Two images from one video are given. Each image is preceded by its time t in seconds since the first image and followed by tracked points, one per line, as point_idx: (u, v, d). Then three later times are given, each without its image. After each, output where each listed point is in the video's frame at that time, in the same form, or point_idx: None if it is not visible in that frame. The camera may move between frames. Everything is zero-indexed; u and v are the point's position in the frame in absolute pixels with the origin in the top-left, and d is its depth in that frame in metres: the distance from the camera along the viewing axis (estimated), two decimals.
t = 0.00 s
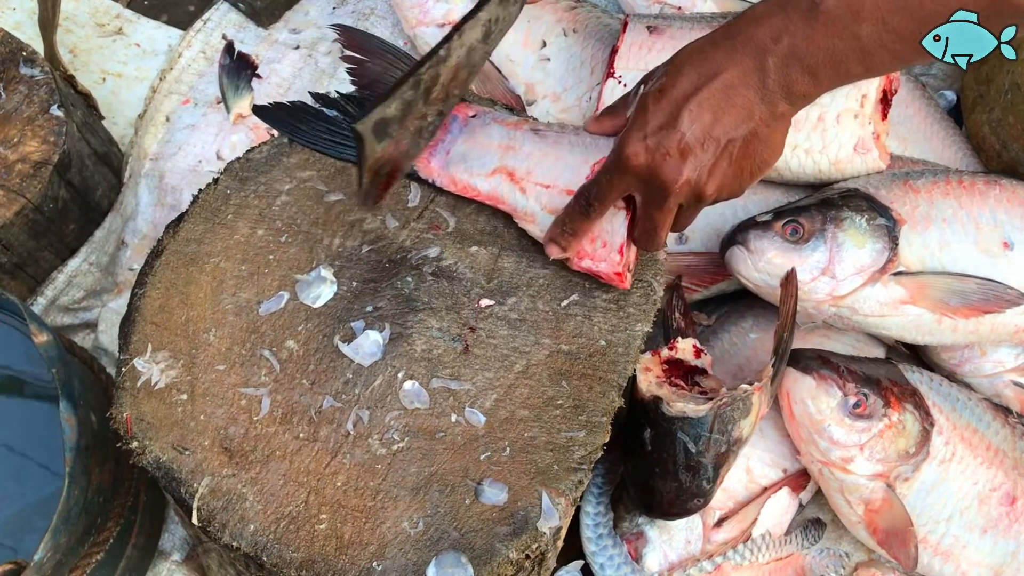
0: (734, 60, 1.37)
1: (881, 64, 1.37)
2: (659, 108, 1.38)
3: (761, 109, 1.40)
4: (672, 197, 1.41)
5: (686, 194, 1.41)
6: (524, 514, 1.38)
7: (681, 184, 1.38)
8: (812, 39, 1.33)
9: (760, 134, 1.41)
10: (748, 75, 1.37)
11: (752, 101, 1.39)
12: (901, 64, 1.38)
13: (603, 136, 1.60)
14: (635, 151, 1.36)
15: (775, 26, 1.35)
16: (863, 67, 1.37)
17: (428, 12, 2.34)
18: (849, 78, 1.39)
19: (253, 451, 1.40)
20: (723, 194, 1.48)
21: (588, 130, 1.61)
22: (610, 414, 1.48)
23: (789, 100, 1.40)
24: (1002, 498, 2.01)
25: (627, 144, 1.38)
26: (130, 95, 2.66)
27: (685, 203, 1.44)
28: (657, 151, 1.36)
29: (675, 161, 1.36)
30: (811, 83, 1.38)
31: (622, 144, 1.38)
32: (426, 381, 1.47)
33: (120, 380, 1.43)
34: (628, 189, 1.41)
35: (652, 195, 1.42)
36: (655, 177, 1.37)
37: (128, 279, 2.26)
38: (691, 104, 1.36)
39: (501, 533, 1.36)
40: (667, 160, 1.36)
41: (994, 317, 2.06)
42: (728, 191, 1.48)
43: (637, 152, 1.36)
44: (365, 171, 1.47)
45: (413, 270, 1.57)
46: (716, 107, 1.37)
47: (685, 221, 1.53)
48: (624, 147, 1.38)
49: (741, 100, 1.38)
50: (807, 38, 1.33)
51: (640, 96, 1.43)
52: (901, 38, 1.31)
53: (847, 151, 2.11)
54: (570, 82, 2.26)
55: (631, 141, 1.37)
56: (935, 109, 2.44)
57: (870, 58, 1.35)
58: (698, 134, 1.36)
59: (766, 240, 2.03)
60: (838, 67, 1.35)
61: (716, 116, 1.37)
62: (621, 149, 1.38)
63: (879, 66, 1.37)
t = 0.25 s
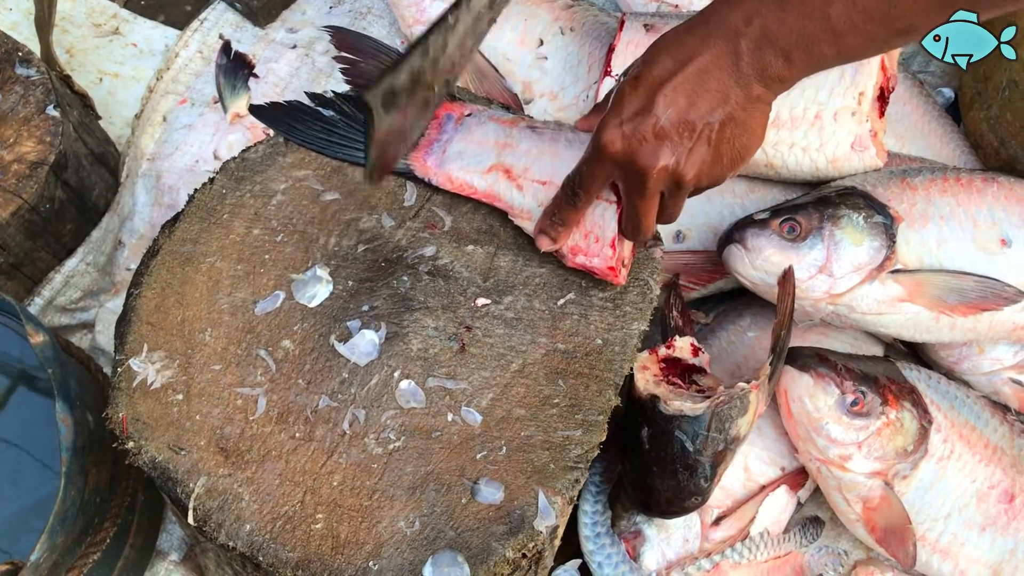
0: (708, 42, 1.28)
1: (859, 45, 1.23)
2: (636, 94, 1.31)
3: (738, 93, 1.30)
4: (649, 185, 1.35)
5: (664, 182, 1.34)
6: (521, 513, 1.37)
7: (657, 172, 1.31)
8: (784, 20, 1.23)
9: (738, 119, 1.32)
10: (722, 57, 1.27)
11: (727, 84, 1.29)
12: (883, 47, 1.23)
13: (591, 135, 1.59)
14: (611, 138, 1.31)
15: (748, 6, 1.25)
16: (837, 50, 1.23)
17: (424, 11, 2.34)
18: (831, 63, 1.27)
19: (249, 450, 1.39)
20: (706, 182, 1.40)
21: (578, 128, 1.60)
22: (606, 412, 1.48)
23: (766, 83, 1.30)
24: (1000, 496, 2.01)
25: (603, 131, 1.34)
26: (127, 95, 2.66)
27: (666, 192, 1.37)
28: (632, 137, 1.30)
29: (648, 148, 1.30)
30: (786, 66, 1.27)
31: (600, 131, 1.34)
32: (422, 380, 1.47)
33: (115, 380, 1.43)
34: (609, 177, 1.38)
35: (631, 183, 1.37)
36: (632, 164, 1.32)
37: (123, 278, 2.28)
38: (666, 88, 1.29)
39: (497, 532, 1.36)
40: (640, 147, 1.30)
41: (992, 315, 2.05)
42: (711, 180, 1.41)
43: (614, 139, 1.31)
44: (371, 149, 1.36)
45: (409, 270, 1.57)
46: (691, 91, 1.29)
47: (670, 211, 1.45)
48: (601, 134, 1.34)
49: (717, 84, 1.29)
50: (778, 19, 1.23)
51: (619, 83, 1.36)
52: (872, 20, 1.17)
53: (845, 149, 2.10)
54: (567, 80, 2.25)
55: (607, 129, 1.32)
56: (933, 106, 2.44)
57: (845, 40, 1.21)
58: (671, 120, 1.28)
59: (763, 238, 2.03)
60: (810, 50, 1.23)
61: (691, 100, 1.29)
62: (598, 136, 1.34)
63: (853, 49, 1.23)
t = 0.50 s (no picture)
0: (706, 36, 1.26)
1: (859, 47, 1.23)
2: (633, 86, 1.29)
3: (735, 87, 1.28)
4: (643, 179, 1.34)
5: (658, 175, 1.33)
6: (517, 512, 1.37)
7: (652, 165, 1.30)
8: (781, 16, 1.21)
9: (734, 114, 1.30)
10: (719, 52, 1.25)
11: (724, 78, 1.27)
12: (880, 47, 1.23)
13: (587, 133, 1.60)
14: (607, 131, 1.31)
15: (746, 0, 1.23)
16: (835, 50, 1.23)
17: (422, 10, 2.34)
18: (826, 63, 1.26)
19: (246, 450, 1.40)
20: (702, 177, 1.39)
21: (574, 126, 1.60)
22: (603, 411, 1.48)
23: (763, 79, 1.28)
24: (998, 493, 2.01)
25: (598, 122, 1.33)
26: (124, 95, 2.66)
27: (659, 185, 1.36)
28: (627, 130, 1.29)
29: (643, 140, 1.29)
30: (782, 62, 1.25)
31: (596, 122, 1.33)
32: (419, 379, 1.48)
33: (112, 380, 1.43)
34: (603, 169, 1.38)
35: (625, 176, 1.36)
36: (627, 156, 1.31)
37: (121, 279, 2.29)
38: (662, 81, 1.27)
39: (494, 531, 1.36)
40: (634, 140, 1.29)
41: (989, 312, 2.06)
42: (707, 176, 1.39)
43: (610, 131, 1.31)
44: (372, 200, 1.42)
45: (406, 269, 1.57)
46: (688, 84, 1.27)
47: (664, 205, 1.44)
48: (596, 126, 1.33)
49: (713, 79, 1.26)
50: (776, 15, 1.21)
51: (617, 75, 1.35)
52: (869, 18, 1.17)
53: (842, 147, 2.11)
54: (565, 79, 2.24)
55: (603, 121, 1.31)
56: (931, 104, 2.43)
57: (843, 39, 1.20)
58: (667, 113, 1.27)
59: (760, 236, 2.03)
60: (806, 47, 1.22)
61: (687, 94, 1.27)
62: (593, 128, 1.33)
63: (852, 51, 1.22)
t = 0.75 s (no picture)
0: (712, 33, 1.27)
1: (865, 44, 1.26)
2: (638, 82, 1.30)
3: (740, 85, 1.30)
4: (647, 174, 1.34)
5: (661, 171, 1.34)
6: (514, 511, 1.37)
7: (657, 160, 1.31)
8: (785, 14, 1.24)
9: (739, 111, 1.32)
10: (724, 49, 1.27)
11: (729, 75, 1.28)
12: (882, 44, 1.25)
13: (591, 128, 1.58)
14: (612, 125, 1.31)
15: None
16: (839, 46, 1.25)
17: (419, 10, 2.32)
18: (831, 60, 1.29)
19: (243, 450, 1.40)
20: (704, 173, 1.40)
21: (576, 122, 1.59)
22: (599, 410, 1.48)
23: (768, 77, 1.30)
24: (995, 490, 2.01)
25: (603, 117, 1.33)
26: (122, 95, 2.66)
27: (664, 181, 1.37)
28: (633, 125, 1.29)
29: (647, 136, 1.29)
30: (786, 60, 1.27)
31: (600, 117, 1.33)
32: (416, 378, 1.48)
33: (109, 380, 1.43)
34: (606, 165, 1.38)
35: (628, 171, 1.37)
36: (632, 151, 1.31)
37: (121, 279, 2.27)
38: (668, 77, 1.28)
39: (491, 530, 1.35)
40: (640, 135, 1.29)
41: (987, 310, 2.06)
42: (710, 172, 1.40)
43: (614, 126, 1.30)
44: (365, 222, 1.44)
45: (402, 268, 1.57)
46: (693, 80, 1.28)
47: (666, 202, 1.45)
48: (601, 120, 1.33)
49: (718, 76, 1.28)
50: (780, 14, 1.24)
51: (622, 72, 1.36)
52: (872, 15, 1.20)
53: (839, 145, 2.11)
54: (562, 78, 2.25)
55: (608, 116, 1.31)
56: (928, 102, 2.43)
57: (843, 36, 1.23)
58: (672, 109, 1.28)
59: (757, 234, 2.04)
60: (811, 44, 1.25)
61: (693, 90, 1.28)
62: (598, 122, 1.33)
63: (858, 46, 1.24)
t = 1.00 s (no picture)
0: (705, 42, 1.27)
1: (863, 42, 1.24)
2: (631, 96, 1.31)
3: (734, 93, 1.31)
4: (645, 187, 1.35)
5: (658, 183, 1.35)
6: (511, 509, 1.37)
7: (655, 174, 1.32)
8: (778, 18, 1.22)
9: (734, 119, 1.33)
10: (717, 59, 1.27)
11: (723, 84, 1.29)
12: (878, 42, 1.22)
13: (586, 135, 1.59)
14: (608, 141, 1.31)
15: (741, 5, 1.24)
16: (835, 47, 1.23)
17: (416, 7, 2.31)
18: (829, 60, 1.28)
19: (239, 449, 1.40)
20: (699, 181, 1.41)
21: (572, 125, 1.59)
22: (596, 408, 1.48)
23: (762, 82, 1.30)
24: (994, 488, 2.01)
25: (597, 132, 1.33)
26: (119, 95, 2.66)
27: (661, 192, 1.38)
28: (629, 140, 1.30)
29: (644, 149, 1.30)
30: (781, 64, 1.26)
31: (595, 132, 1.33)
32: (413, 376, 1.48)
33: (105, 379, 1.43)
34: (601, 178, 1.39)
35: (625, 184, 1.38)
36: (629, 166, 1.32)
37: (115, 278, 2.28)
38: (662, 90, 1.29)
39: (488, 528, 1.35)
40: (637, 150, 1.30)
41: (984, 307, 2.06)
42: (706, 179, 1.42)
43: (610, 141, 1.31)
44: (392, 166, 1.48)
45: (399, 267, 1.57)
46: (687, 92, 1.29)
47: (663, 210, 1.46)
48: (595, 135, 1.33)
49: (712, 86, 1.29)
50: (773, 18, 1.22)
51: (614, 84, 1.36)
52: (867, 17, 1.17)
53: (837, 142, 2.11)
54: (559, 75, 2.25)
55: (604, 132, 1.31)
56: (926, 99, 2.43)
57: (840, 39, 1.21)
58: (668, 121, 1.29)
59: (754, 232, 2.03)
60: (805, 48, 1.23)
61: (688, 102, 1.29)
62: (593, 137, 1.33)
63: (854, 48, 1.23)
